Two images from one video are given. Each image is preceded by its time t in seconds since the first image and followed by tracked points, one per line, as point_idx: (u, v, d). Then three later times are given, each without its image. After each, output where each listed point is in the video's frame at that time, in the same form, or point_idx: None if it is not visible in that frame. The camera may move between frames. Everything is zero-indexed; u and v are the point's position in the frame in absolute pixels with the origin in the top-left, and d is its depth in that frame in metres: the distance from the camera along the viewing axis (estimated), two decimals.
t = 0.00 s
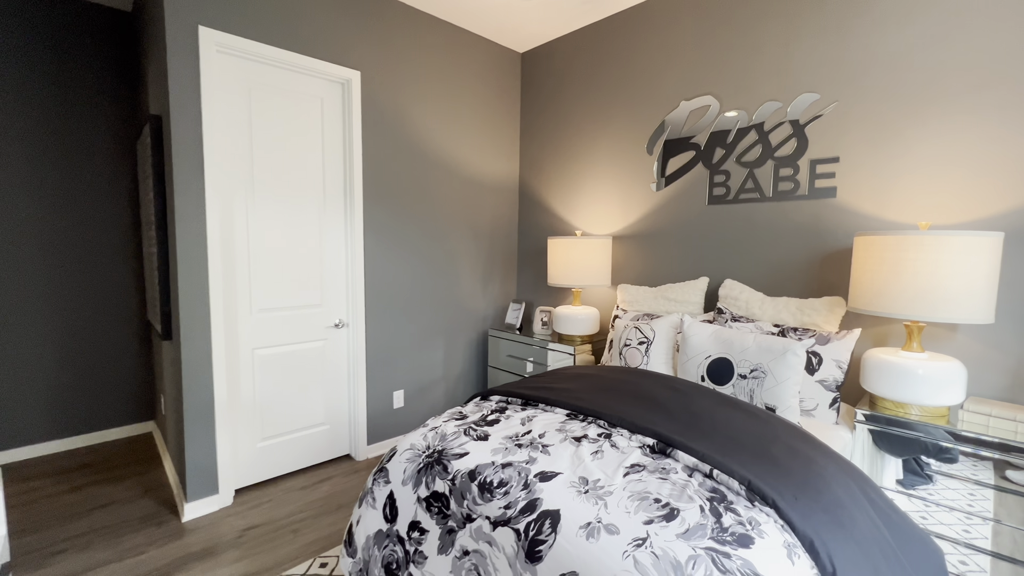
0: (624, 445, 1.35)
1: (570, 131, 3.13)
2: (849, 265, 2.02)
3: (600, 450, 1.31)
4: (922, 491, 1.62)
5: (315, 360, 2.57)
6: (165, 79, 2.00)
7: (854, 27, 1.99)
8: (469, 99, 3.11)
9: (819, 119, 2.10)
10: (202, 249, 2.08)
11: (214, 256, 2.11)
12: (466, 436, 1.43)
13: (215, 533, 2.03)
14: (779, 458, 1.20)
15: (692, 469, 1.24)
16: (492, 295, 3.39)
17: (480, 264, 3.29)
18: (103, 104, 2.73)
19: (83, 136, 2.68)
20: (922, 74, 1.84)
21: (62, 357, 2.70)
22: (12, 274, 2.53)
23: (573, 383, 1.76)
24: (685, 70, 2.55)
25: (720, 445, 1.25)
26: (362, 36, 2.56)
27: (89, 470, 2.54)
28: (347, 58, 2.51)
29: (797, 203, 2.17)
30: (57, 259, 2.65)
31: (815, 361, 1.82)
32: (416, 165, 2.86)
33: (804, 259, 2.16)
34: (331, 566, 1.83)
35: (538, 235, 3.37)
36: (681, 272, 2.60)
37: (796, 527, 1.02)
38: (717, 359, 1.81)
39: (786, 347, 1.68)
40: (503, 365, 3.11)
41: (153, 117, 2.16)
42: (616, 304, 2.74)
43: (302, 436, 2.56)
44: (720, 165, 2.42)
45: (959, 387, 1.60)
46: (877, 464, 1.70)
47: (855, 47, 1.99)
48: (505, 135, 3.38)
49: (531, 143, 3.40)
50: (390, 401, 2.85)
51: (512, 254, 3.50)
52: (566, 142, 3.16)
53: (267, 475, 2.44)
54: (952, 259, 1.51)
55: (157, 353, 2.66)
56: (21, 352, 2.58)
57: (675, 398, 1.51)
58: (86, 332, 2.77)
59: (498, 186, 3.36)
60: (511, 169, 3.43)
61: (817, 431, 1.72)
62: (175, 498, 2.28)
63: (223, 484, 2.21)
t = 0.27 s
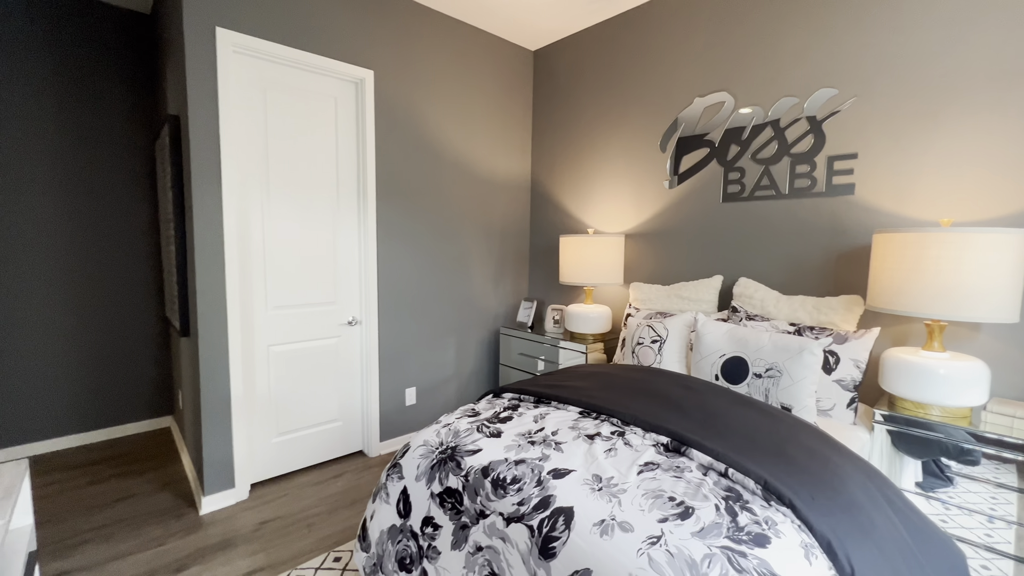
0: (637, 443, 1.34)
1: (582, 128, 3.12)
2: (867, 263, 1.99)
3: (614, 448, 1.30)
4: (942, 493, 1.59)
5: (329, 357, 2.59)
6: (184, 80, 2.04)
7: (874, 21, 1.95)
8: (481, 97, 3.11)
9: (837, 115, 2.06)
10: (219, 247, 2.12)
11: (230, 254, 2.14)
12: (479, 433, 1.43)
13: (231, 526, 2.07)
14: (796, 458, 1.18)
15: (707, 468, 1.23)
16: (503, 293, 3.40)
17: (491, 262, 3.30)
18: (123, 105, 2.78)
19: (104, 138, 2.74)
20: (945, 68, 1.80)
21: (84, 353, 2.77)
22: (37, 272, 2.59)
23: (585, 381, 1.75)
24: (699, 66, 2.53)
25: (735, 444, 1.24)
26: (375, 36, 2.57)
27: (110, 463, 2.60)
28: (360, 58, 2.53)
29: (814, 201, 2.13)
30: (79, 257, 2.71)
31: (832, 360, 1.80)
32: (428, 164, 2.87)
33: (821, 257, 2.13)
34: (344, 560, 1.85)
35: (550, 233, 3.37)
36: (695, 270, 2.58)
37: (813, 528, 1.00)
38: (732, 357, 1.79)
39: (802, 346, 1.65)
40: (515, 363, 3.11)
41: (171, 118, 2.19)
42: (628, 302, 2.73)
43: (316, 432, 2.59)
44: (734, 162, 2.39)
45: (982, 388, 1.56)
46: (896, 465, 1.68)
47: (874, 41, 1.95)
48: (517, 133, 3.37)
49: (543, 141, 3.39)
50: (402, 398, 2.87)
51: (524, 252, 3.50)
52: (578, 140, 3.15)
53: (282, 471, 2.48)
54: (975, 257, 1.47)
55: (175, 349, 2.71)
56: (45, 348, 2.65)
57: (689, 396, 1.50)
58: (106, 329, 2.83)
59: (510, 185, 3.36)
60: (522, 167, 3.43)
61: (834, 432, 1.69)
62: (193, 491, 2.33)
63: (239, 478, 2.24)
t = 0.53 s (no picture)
0: (653, 444, 1.31)
1: (596, 125, 3.08)
2: (891, 260, 1.93)
3: (628, 447, 1.27)
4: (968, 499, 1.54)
5: (342, 355, 2.60)
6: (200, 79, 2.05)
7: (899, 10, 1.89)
8: (494, 94, 3.09)
9: (860, 108, 2.00)
10: (234, 245, 2.13)
11: (244, 252, 2.16)
12: (491, 431, 1.42)
13: (246, 521, 2.08)
14: (817, 461, 1.15)
15: (724, 469, 1.19)
16: (516, 291, 3.38)
17: (504, 260, 3.28)
18: (142, 105, 2.83)
19: (124, 138, 2.78)
20: (975, 58, 1.73)
21: (105, 349, 2.82)
22: (59, 269, 2.65)
23: (599, 380, 1.73)
24: (716, 60, 2.48)
25: (754, 446, 1.20)
26: (388, 34, 2.57)
27: (129, 457, 2.64)
28: (373, 56, 2.53)
29: (836, 196, 2.07)
30: (99, 254, 2.76)
31: (854, 361, 1.74)
32: (441, 162, 2.86)
33: (842, 254, 2.07)
34: (356, 556, 1.85)
35: (562, 231, 3.34)
36: (711, 269, 2.53)
37: (837, 533, 0.97)
38: (750, 357, 1.75)
39: (823, 346, 1.60)
40: (527, 362, 3.09)
41: (188, 117, 2.22)
42: (642, 301, 2.69)
43: (329, 428, 2.60)
44: (752, 158, 2.34)
45: (1014, 391, 1.50)
46: (920, 469, 1.62)
47: (900, 31, 1.89)
48: (530, 130, 3.35)
49: (556, 138, 3.37)
50: (414, 396, 2.87)
51: (536, 250, 3.48)
52: (592, 137, 3.11)
53: (295, 467, 2.49)
54: (1008, 253, 1.41)
55: (192, 346, 2.75)
56: (67, 344, 2.71)
57: (706, 396, 1.47)
58: (126, 326, 2.88)
59: (523, 182, 3.34)
60: (535, 165, 3.41)
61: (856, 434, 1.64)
62: (208, 486, 2.35)
63: (253, 473, 2.26)
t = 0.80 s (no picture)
0: (668, 450, 1.26)
1: (610, 122, 3.03)
2: (921, 260, 1.84)
3: (642, 454, 1.23)
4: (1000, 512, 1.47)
5: (354, 354, 2.60)
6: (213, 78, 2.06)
7: None
8: (507, 91, 3.06)
9: (888, 101, 1.92)
10: (246, 244, 2.13)
11: (256, 250, 2.16)
12: (500, 435, 1.38)
13: (257, 520, 2.08)
14: (843, 471, 1.09)
15: (744, 479, 1.14)
16: (528, 291, 3.34)
17: (516, 259, 3.24)
18: (159, 106, 2.86)
19: (141, 137, 2.82)
20: (1013, 46, 1.64)
21: (122, 346, 2.86)
22: (77, 268, 2.69)
23: (612, 382, 1.68)
24: (735, 53, 2.40)
25: (775, 454, 1.15)
26: (400, 31, 2.55)
27: (145, 453, 2.67)
28: (385, 54, 2.51)
29: (861, 193, 1.99)
30: (117, 252, 2.80)
31: (881, 365, 1.66)
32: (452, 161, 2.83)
33: (868, 254, 1.98)
34: (365, 558, 1.84)
35: (576, 230, 3.29)
36: (729, 268, 2.46)
37: (865, 549, 0.91)
38: (770, 360, 1.68)
39: (848, 350, 1.53)
40: (539, 362, 3.05)
41: (201, 117, 2.23)
42: (658, 301, 2.63)
43: (340, 428, 2.59)
44: (773, 154, 2.26)
45: None
46: (951, 480, 1.54)
47: (931, 19, 1.80)
48: (543, 128, 3.31)
49: (569, 136, 3.32)
50: (425, 396, 2.85)
51: (549, 249, 3.43)
52: (607, 134, 3.06)
53: (306, 465, 2.49)
54: None
55: (207, 344, 2.77)
56: (86, 341, 2.75)
57: (724, 401, 1.41)
58: (143, 324, 2.92)
59: (536, 180, 3.30)
60: (548, 163, 3.36)
61: (884, 442, 1.56)
62: (221, 484, 2.36)
63: (264, 472, 2.27)
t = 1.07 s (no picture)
0: (682, 459, 1.21)
1: (625, 120, 2.97)
2: (953, 261, 1.75)
3: (655, 462, 1.18)
4: None
5: (365, 354, 2.59)
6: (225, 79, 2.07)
7: None
8: (520, 89, 3.02)
9: (918, 94, 1.83)
10: (258, 244, 2.14)
11: (268, 250, 2.16)
12: (508, 440, 1.35)
13: (268, 519, 2.08)
14: (871, 485, 1.02)
15: (763, 491, 1.08)
16: (541, 291, 3.30)
17: (529, 259, 3.21)
18: (175, 108, 2.89)
19: (157, 138, 2.86)
20: None
21: (139, 345, 2.90)
22: (96, 267, 2.74)
23: (625, 386, 1.63)
24: (755, 47, 2.32)
25: (796, 465, 1.09)
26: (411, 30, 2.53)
27: (161, 450, 2.71)
28: (397, 52, 2.50)
29: (889, 191, 1.91)
30: (135, 252, 2.84)
31: (910, 371, 1.58)
32: (464, 160, 2.81)
33: (896, 254, 1.90)
34: (374, 561, 1.82)
35: (590, 230, 3.24)
36: (748, 269, 2.38)
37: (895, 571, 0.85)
38: (791, 365, 1.61)
39: (875, 355, 1.45)
40: (552, 364, 3.00)
41: (215, 117, 2.24)
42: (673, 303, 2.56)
43: (351, 428, 2.59)
44: (794, 150, 2.18)
45: None
46: (985, 493, 1.46)
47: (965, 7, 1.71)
48: (556, 126, 3.26)
49: (583, 134, 3.26)
50: (437, 397, 2.83)
51: (562, 249, 3.39)
52: (622, 132, 3.00)
53: (317, 465, 2.49)
54: None
55: (221, 343, 2.79)
56: (104, 339, 2.79)
57: (742, 408, 1.35)
58: (160, 323, 2.96)
59: (549, 179, 3.25)
60: (561, 161, 3.32)
61: (915, 453, 1.47)
62: (233, 482, 2.37)
63: (275, 471, 2.27)
